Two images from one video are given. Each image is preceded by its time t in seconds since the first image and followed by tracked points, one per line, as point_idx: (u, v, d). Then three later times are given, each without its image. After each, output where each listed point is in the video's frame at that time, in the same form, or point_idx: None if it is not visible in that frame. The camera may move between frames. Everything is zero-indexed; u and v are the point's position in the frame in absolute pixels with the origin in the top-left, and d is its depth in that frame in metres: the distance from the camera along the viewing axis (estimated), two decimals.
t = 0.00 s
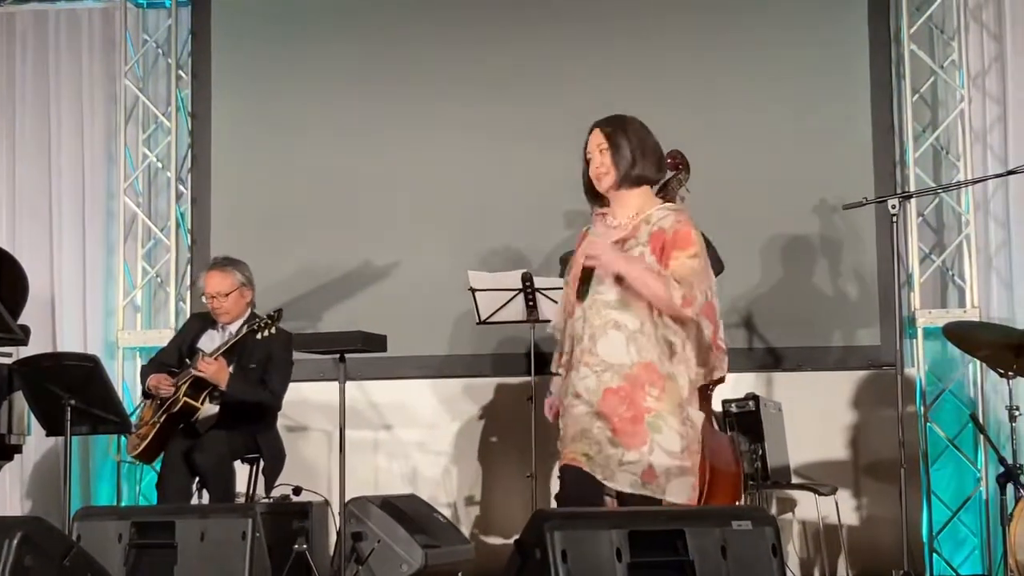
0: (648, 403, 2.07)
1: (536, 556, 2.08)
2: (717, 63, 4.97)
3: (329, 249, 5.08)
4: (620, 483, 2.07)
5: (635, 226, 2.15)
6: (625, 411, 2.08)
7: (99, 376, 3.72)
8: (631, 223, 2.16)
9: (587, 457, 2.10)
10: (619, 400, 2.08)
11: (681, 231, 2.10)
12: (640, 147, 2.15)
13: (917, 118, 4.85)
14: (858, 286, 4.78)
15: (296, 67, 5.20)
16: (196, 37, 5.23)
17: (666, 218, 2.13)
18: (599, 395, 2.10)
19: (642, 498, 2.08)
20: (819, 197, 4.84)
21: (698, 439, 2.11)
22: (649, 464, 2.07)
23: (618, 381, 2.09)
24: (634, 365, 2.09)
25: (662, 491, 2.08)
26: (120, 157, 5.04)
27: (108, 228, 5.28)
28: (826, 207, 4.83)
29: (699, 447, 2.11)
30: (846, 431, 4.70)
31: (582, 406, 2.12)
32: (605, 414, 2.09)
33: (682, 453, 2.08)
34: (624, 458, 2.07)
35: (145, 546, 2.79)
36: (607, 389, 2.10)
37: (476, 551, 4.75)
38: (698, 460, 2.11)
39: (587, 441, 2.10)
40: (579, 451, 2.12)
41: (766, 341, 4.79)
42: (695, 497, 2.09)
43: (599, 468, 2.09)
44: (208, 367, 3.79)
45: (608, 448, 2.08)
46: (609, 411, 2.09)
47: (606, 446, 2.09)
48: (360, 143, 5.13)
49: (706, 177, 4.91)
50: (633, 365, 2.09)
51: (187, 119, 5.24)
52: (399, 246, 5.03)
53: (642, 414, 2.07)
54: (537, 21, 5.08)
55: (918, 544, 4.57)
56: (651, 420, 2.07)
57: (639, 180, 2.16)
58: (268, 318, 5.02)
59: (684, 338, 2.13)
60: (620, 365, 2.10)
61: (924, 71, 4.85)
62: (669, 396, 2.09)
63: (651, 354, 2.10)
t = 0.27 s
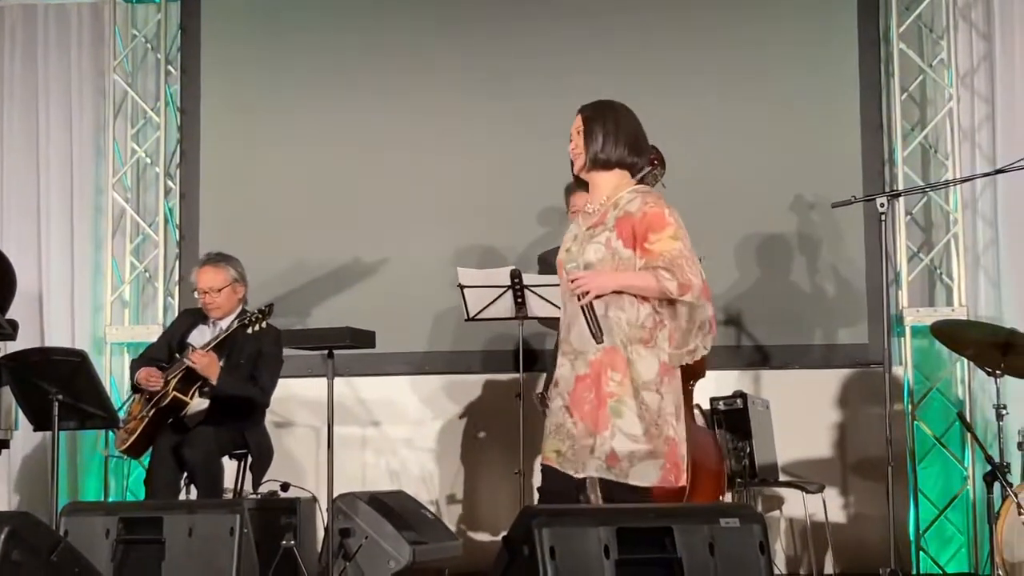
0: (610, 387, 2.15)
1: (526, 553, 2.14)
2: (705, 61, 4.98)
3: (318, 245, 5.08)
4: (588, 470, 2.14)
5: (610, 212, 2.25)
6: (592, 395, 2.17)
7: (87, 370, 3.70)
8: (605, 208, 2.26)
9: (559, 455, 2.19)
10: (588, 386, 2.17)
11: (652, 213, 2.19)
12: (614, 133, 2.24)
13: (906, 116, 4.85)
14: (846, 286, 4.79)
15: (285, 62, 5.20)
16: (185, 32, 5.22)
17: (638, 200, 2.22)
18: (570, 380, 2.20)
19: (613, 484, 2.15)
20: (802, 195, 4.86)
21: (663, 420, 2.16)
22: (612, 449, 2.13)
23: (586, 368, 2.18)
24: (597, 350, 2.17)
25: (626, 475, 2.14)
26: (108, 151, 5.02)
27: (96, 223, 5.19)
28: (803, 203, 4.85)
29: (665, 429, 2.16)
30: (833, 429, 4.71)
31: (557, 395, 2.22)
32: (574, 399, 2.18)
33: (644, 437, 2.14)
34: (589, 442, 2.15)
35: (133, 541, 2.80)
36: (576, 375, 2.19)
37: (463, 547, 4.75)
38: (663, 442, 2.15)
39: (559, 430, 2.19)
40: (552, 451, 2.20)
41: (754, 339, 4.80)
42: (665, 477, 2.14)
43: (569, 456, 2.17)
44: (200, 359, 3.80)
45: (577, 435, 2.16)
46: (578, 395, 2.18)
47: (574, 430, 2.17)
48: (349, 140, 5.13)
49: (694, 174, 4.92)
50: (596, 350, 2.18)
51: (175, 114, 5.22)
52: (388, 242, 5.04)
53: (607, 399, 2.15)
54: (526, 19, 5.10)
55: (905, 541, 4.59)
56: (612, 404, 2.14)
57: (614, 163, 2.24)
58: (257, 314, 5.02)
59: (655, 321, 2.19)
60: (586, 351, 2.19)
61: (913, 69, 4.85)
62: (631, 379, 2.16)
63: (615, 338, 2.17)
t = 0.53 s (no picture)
0: (586, 369, 2.29)
1: (514, 548, 2.16)
2: (695, 56, 4.98)
3: (308, 240, 5.07)
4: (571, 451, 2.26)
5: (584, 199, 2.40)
6: (568, 378, 2.30)
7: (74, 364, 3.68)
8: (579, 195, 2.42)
9: (542, 448, 2.29)
10: (565, 369, 2.30)
11: (629, 198, 2.35)
12: (590, 121, 2.39)
13: (896, 113, 4.85)
14: (834, 282, 4.80)
15: (275, 56, 5.20)
16: (175, 25, 5.21)
17: (613, 189, 2.38)
18: (546, 364, 2.32)
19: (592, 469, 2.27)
20: (792, 191, 4.86)
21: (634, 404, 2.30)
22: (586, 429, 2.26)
23: (563, 352, 2.31)
24: (572, 335, 2.31)
25: (600, 456, 2.26)
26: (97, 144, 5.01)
27: (86, 217, 5.16)
28: (779, 198, 4.86)
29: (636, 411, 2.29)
30: (822, 425, 4.72)
31: (533, 381, 2.33)
32: (550, 383, 2.31)
33: (616, 419, 2.28)
34: (566, 424, 2.28)
35: (121, 534, 2.79)
36: (551, 359, 2.32)
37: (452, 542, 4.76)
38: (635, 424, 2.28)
39: (539, 416, 2.30)
40: (534, 446, 2.30)
41: (743, 334, 4.80)
42: (639, 461, 2.27)
43: (552, 441, 2.28)
44: (189, 354, 3.80)
45: (556, 418, 2.29)
46: (554, 378, 2.31)
47: (553, 414, 2.29)
48: (339, 133, 5.13)
49: (684, 170, 4.92)
50: (572, 335, 2.31)
51: (164, 107, 5.22)
52: (378, 237, 5.03)
53: (582, 379, 2.29)
54: (516, 13, 5.09)
55: (893, 538, 4.59)
56: (587, 386, 2.28)
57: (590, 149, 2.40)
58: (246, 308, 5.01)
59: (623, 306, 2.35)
60: (561, 336, 2.31)
61: (903, 65, 4.86)
62: (605, 363, 2.30)
63: (589, 323, 2.31)
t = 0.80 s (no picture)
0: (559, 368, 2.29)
1: (502, 540, 2.18)
2: (686, 50, 4.98)
3: (298, 234, 5.08)
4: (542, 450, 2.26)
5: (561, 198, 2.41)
6: (540, 377, 2.30)
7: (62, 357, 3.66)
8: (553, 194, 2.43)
9: (511, 452, 2.30)
10: (538, 369, 2.30)
11: (610, 199, 2.40)
12: (569, 129, 2.47)
13: (885, 108, 4.86)
14: (824, 278, 4.80)
15: (266, 50, 5.19)
16: (165, 18, 5.20)
17: (592, 190, 2.43)
18: (518, 365, 2.32)
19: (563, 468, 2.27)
20: (782, 186, 4.86)
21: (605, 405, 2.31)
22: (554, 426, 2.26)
23: (538, 352, 2.31)
24: (547, 334, 2.31)
25: (569, 456, 2.26)
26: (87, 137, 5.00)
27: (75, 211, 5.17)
28: (757, 192, 4.87)
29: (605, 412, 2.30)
30: (811, 421, 4.73)
31: (506, 383, 2.33)
32: (522, 383, 2.31)
33: (586, 418, 2.28)
34: (536, 425, 2.28)
35: (110, 527, 2.80)
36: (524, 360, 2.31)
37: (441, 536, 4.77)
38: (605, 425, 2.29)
39: (510, 419, 2.30)
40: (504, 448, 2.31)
41: (733, 330, 4.80)
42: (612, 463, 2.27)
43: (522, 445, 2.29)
44: (174, 353, 3.82)
45: (528, 420, 2.29)
46: (526, 378, 2.31)
47: (524, 414, 2.29)
48: (329, 127, 5.13)
49: (674, 164, 4.92)
50: (546, 334, 2.31)
51: (155, 100, 5.22)
52: (368, 231, 5.04)
53: (553, 378, 2.29)
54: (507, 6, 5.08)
55: (882, 533, 4.61)
56: (559, 385, 2.28)
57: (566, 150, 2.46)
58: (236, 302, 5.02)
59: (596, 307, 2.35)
60: (535, 336, 2.31)
61: (893, 62, 4.87)
62: (577, 362, 2.30)
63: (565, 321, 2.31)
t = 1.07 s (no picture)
0: (578, 340, 2.48)
1: (495, 535, 2.18)
2: (680, 44, 4.96)
3: (291, 227, 5.07)
4: (559, 422, 2.44)
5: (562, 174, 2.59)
6: (558, 351, 2.48)
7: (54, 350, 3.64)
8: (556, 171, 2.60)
9: (525, 427, 2.45)
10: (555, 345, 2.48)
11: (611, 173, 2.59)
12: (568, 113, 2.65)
13: (878, 104, 4.88)
14: (816, 273, 4.80)
15: (258, 42, 5.17)
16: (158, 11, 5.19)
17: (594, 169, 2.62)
18: (535, 341, 2.48)
19: (576, 437, 2.46)
20: (777, 181, 4.86)
21: (611, 376, 2.53)
22: (575, 398, 2.45)
23: (553, 328, 2.48)
24: (565, 309, 2.49)
25: (588, 425, 2.45)
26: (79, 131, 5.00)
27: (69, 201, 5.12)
28: (743, 188, 4.87)
29: (612, 383, 2.53)
30: (803, 415, 4.74)
31: (521, 359, 2.48)
32: (539, 357, 2.47)
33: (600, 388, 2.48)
34: (556, 398, 2.46)
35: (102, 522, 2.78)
36: (541, 336, 2.48)
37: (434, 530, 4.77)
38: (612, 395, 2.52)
39: (526, 394, 2.46)
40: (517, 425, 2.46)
41: (725, 325, 4.80)
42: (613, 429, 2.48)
43: (539, 419, 2.45)
44: (163, 351, 3.81)
45: (545, 394, 2.46)
46: (542, 353, 2.48)
47: (543, 389, 2.46)
48: (322, 120, 5.11)
49: (668, 158, 4.91)
50: (564, 309, 2.49)
51: (148, 94, 5.23)
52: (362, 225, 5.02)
53: (574, 351, 2.48)
54: None
55: (875, 527, 4.61)
56: (579, 357, 2.47)
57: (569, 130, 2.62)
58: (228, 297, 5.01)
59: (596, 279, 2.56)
60: (553, 312, 2.49)
61: (886, 57, 4.88)
62: (592, 336, 2.50)
63: (580, 295, 2.51)
